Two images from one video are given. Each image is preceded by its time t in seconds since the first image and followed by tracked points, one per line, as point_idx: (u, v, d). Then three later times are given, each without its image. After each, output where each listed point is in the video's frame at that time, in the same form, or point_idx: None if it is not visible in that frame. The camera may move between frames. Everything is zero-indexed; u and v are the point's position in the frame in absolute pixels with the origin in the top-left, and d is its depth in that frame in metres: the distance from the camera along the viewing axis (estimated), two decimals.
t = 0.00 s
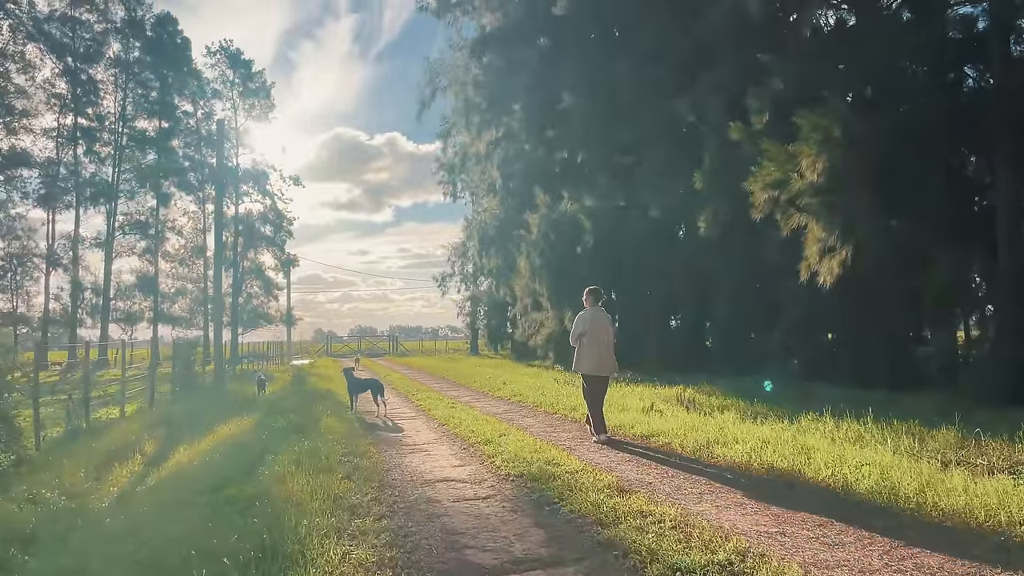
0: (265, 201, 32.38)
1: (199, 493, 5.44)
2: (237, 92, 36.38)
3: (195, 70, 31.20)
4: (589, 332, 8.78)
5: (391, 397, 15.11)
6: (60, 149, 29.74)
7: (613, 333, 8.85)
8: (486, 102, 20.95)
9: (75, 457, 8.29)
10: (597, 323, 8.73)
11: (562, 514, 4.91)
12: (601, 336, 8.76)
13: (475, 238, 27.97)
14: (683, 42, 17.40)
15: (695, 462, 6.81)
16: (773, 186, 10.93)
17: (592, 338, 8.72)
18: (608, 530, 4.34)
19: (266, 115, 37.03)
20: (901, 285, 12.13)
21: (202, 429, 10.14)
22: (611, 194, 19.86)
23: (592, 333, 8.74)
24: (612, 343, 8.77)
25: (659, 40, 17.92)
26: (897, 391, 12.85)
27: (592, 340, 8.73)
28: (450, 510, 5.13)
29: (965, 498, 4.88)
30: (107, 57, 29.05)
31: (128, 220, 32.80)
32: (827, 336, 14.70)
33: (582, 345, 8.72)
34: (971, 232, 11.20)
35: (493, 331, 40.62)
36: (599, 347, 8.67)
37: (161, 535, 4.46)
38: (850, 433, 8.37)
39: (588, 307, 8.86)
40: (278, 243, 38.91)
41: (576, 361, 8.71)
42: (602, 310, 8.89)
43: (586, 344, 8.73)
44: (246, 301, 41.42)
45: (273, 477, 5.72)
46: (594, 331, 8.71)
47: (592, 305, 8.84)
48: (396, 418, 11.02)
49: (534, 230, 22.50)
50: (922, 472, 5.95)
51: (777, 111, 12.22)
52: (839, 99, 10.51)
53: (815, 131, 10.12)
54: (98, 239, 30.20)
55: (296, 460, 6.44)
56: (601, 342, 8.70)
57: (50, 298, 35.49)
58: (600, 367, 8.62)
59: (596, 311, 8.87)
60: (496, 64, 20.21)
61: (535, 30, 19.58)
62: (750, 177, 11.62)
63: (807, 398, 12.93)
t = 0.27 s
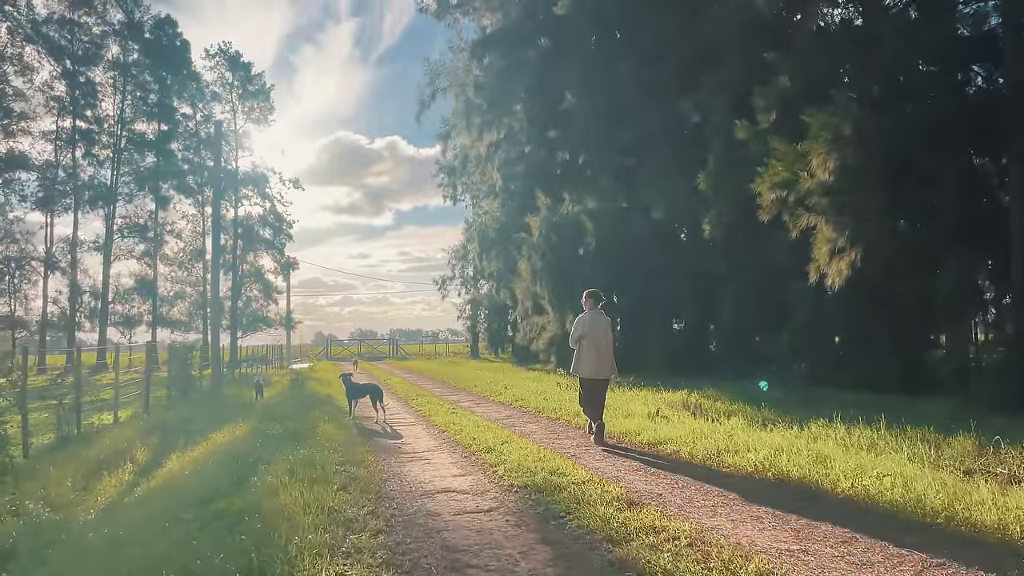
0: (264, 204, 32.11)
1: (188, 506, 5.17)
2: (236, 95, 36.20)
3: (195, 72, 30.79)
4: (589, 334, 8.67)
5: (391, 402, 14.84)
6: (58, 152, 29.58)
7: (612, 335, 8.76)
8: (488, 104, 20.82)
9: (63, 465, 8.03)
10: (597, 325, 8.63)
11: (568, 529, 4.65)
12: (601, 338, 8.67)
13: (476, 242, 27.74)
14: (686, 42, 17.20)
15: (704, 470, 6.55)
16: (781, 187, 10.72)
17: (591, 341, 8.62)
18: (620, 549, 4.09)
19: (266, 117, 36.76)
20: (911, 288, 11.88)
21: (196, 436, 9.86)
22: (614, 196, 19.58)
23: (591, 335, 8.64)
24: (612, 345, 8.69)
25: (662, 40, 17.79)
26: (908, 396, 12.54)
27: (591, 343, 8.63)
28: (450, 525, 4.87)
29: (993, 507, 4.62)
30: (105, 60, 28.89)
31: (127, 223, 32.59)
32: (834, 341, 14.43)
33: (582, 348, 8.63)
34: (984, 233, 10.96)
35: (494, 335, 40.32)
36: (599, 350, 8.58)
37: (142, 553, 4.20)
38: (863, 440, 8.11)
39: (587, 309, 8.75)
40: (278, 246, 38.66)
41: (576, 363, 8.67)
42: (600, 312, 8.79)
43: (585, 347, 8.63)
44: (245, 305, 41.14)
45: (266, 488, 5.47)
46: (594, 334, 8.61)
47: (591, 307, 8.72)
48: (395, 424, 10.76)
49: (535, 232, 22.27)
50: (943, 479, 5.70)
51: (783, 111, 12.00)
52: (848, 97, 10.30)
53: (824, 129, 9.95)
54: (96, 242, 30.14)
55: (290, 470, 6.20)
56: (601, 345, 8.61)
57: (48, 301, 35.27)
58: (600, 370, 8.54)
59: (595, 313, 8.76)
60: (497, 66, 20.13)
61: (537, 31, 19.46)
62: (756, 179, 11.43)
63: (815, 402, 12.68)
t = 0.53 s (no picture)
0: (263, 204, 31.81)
1: (175, 518, 4.88)
2: (235, 95, 35.92)
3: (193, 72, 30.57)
4: (588, 334, 8.66)
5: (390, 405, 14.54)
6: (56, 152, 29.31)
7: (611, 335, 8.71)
8: (490, 102, 20.50)
9: (50, 471, 7.72)
10: (595, 325, 8.63)
11: (579, 543, 4.37)
12: (600, 337, 8.64)
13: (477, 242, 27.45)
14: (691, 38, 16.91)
15: (718, 477, 6.27)
16: (790, 183, 10.42)
17: (589, 341, 8.60)
18: (636, 566, 3.82)
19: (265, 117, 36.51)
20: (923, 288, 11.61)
21: (190, 441, 9.55)
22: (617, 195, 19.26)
23: (589, 335, 8.63)
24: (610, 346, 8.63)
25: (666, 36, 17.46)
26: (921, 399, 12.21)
27: (590, 343, 8.61)
28: (453, 537, 4.58)
29: None
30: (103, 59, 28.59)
31: (124, 223, 32.29)
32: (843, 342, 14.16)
33: (580, 348, 8.62)
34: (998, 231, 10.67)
35: (495, 335, 40.03)
36: (596, 349, 8.55)
37: (122, 571, 3.91)
38: (879, 446, 7.83)
39: (586, 309, 8.76)
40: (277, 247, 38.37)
41: (574, 364, 8.65)
42: (600, 311, 8.77)
43: (584, 347, 8.63)
44: (244, 306, 40.84)
45: (258, 497, 5.19)
46: (592, 333, 8.59)
47: (590, 307, 8.74)
48: (394, 428, 10.48)
49: (537, 232, 21.99)
50: (971, 486, 5.43)
51: (792, 107, 11.72)
52: (860, 91, 10.02)
53: (836, 124, 9.56)
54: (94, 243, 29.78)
55: (283, 476, 5.92)
56: (599, 345, 8.57)
57: (46, 303, 34.97)
58: (597, 370, 8.47)
59: (595, 313, 8.76)
60: (499, 64, 19.84)
61: (539, 29, 19.17)
62: (764, 175, 11.12)
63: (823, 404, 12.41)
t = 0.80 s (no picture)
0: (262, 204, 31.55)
1: (157, 533, 4.59)
2: (234, 94, 35.67)
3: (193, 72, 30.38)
4: (581, 339, 8.74)
5: (390, 407, 14.29)
6: (54, 151, 29.07)
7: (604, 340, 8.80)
8: (491, 101, 20.22)
9: (36, 478, 7.44)
10: (588, 332, 8.70)
11: (588, 560, 4.10)
12: (593, 343, 8.71)
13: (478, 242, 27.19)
14: (695, 36, 16.69)
15: (731, 485, 6.00)
16: (799, 180, 10.11)
17: (583, 347, 8.70)
18: None
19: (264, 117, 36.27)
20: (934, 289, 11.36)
21: (184, 446, 9.27)
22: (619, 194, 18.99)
23: (583, 341, 8.71)
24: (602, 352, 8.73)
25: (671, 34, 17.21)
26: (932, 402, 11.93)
27: (583, 349, 8.70)
28: (454, 553, 4.31)
29: None
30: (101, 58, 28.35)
31: (123, 223, 32.03)
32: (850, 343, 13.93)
33: (574, 353, 8.73)
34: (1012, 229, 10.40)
35: (496, 336, 39.80)
36: (590, 356, 8.64)
37: None
38: (894, 451, 7.57)
39: (579, 314, 8.82)
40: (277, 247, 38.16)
41: (568, 370, 8.75)
42: (593, 317, 8.83)
43: (576, 353, 8.71)
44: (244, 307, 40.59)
45: (249, 510, 4.93)
46: (585, 340, 8.67)
47: (583, 313, 8.79)
48: (393, 432, 10.21)
49: (538, 232, 21.74)
50: (999, 496, 5.16)
51: (802, 103, 11.39)
52: (872, 86, 9.74)
53: (848, 120, 9.23)
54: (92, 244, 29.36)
55: (276, 487, 5.66)
56: (592, 351, 8.67)
57: (44, 303, 34.73)
58: (590, 377, 8.58)
59: (588, 319, 8.82)
60: (500, 63, 19.54)
61: (541, 26, 18.83)
62: (772, 170, 10.80)
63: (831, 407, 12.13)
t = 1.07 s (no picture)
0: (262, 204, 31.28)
1: (141, 548, 4.29)
2: (234, 93, 35.39)
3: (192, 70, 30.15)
4: (578, 336, 8.67)
5: (390, 409, 14.02)
6: (52, 150, 28.80)
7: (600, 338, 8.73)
8: (493, 98, 19.92)
9: (22, 483, 7.15)
10: (585, 327, 8.66)
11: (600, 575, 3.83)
12: (589, 340, 8.64)
13: (479, 242, 26.90)
14: (701, 32, 16.38)
15: (747, 492, 5.73)
16: (811, 175, 9.85)
17: (579, 343, 8.61)
18: None
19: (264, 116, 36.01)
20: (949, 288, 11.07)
21: (177, 450, 8.97)
22: (623, 193, 18.70)
23: (579, 337, 8.63)
24: (598, 348, 8.67)
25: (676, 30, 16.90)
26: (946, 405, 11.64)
27: (579, 344, 8.61)
28: (456, 566, 4.02)
29: None
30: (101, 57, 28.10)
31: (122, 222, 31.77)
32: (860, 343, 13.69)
33: (569, 349, 8.61)
34: None
35: (497, 336, 39.56)
36: (587, 351, 8.56)
37: None
38: (914, 454, 7.30)
39: (577, 311, 8.79)
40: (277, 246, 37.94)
41: (562, 363, 8.61)
42: (589, 314, 8.80)
43: (572, 349, 8.62)
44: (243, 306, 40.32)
45: (239, 520, 4.65)
46: (582, 335, 8.60)
47: (580, 309, 8.78)
48: (393, 434, 9.93)
49: (540, 232, 21.45)
50: None
51: (813, 98, 11.12)
52: (886, 80, 9.46)
53: (861, 113, 8.97)
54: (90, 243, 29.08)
55: (269, 494, 5.38)
56: (589, 347, 8.59)
57: (42, 303, 34.47)
58: (585, 372, 8.50)
59: (584, 316, 8.78)
60: (503, 60, 19.23)
61: (544, 23, 18.51)
62: (782, 167, 10.56)
63: (842, 408, 11.88)
